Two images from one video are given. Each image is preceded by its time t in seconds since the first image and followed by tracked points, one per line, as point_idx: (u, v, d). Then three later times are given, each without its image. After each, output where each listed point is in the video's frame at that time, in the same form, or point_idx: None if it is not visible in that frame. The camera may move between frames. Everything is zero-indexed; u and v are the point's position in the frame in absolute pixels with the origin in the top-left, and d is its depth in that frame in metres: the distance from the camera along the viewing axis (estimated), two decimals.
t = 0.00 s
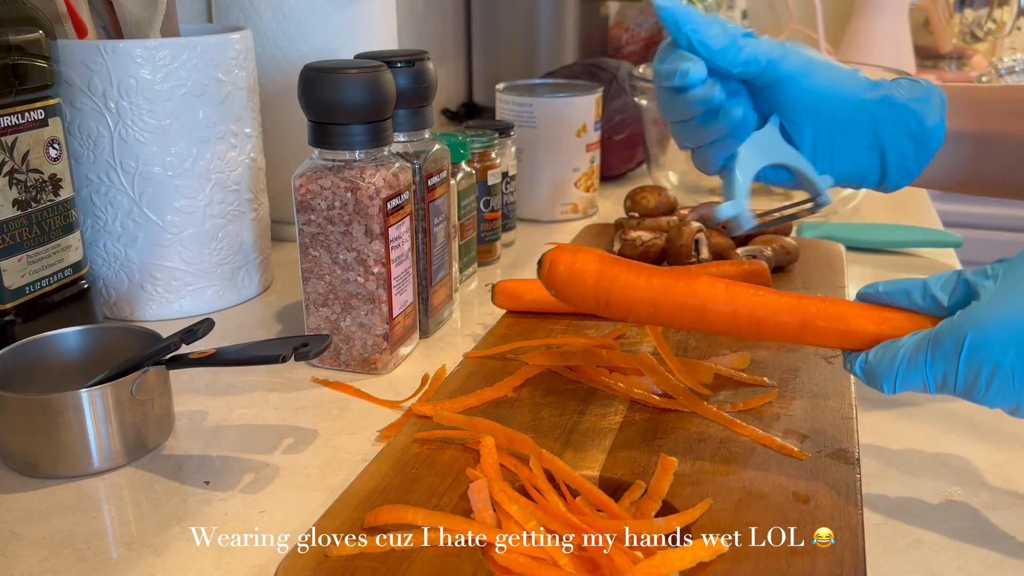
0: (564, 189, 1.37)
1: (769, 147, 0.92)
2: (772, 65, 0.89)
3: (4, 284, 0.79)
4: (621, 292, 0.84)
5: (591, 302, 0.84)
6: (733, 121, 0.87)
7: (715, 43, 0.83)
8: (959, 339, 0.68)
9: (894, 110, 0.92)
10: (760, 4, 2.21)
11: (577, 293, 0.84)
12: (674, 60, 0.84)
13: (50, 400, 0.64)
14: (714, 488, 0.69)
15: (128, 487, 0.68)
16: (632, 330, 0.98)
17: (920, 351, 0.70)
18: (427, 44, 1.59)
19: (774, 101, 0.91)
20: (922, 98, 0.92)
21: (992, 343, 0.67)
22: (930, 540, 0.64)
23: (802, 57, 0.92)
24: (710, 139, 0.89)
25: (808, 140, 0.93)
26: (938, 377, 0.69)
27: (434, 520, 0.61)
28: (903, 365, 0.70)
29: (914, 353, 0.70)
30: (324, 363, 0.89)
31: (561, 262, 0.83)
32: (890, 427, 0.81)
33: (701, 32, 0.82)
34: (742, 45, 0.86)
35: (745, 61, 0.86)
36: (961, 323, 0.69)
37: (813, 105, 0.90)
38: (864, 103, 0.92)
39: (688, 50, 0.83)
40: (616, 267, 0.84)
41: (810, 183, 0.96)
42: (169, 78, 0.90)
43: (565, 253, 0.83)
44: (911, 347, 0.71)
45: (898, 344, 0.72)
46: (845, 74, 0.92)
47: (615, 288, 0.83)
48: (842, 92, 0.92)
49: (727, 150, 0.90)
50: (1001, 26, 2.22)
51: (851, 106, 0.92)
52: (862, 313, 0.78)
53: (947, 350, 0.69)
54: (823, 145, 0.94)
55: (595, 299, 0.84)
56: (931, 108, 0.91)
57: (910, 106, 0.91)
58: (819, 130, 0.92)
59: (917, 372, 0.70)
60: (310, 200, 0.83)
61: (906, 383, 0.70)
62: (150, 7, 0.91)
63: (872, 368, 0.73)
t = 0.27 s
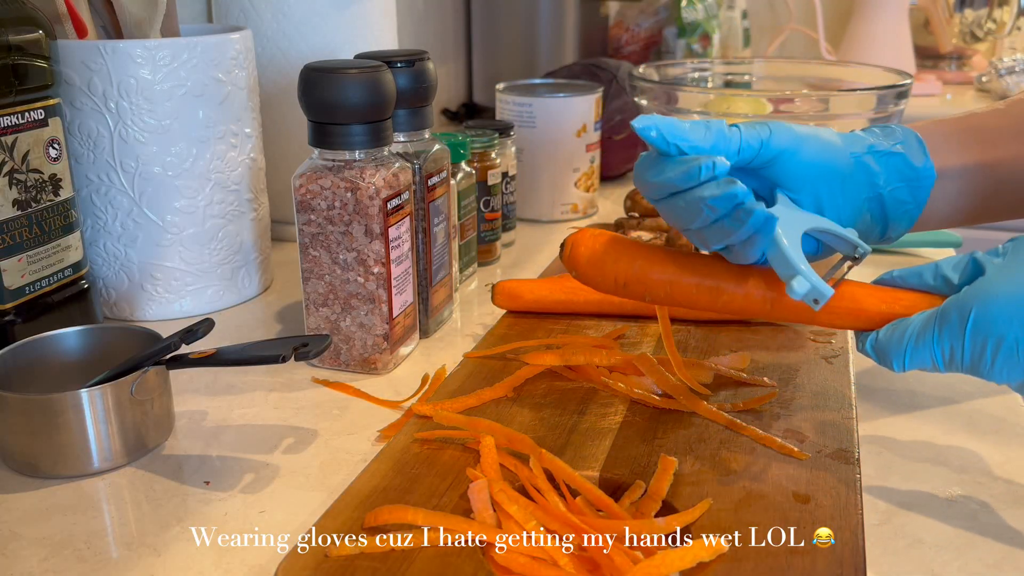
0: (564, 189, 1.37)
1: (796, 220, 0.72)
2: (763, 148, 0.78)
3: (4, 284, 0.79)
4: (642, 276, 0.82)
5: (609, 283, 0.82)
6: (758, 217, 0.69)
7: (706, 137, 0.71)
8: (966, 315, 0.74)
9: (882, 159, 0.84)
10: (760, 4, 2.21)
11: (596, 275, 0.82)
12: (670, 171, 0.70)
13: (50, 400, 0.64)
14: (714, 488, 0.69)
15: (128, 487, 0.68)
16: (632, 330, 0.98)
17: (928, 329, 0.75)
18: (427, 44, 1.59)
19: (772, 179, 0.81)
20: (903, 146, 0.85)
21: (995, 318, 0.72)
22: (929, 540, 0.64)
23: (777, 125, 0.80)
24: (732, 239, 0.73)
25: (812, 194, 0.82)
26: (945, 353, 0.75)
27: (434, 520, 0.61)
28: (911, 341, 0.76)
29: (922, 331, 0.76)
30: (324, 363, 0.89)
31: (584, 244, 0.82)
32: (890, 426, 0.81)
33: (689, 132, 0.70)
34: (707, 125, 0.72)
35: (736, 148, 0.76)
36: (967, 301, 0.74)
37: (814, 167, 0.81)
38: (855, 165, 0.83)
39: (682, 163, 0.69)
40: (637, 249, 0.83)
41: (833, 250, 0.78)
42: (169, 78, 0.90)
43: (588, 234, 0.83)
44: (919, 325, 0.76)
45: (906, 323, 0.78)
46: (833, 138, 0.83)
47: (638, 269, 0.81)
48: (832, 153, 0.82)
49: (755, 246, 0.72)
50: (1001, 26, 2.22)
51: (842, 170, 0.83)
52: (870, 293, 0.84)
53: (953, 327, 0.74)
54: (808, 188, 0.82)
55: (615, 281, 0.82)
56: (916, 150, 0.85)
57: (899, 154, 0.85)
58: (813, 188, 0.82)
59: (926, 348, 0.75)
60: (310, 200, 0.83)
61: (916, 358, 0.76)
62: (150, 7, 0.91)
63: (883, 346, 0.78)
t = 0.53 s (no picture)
0: (564, 189, 1.37)
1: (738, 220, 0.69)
2: (700, 162, 0.71)
3: (4, 284, 0.79)
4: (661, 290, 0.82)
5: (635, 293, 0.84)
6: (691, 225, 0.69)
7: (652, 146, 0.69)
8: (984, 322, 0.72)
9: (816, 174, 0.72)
10: (760, 4, 2.20)
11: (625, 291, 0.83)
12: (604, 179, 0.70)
13: (50, 400, 0.64)
14: (714, 488, 0.69)
15: (128, 486, 0.68)
16: (632, 330, 0.98)
17: (947, 335, 0.75)
18: (427, 44, 1.59)
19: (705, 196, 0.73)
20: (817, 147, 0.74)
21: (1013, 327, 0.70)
22: (930, 540, 0.64)
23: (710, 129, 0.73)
24: (664, 243, 0.73)
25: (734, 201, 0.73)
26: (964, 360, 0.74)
27: (434, 520, 0.61)
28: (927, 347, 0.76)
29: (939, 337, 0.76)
30: (324, 363, 0.89)
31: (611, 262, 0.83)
32: (890, 426, 0.81)
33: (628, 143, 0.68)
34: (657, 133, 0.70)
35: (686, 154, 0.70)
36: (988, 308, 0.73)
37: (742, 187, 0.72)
38: (784, 183, 0.72)
39: (620, 171, 0.69)
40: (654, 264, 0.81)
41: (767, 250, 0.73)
42: (169, 78, 0.90)
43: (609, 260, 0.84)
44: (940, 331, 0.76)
45: (928, 332, 0.78)
46: (767, 154, 0.73)
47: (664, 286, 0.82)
48: (762, 169, 0.72)
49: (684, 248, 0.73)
50: (1001, 26, 2.24)
51: (772, 187, 0.72)
52: (890, 304, 0.86)
53: (972, 334, 0.73)
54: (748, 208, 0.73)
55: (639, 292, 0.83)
56: (847, 165, 0.73)
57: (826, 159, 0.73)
58: (744, 205, 0.73)
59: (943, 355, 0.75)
60: (310, 200, 0.83)
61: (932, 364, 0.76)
62: (150, 7, 0.91)
63: (901, 352, 0.79)
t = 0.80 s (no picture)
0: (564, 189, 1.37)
1: (565, 227, 0.74)
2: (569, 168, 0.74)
3: (4, 284, 0.79)
4: (697, 313, 0.78)
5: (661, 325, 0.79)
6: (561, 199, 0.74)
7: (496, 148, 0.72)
8: None
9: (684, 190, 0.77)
10: (760, 4, 2.20)
11: (653, 312, 0.79)
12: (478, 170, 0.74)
13: (50, 400, 0.64)
14: (715, 489, 0.68)
15: (128, 487, 0.68)
16: (632, 330, 0.98)
17: (999, 373, 0.67)
18: (427, 44, 1.59)
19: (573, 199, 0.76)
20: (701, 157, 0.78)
21: None
22: (930, 540, 0.64)
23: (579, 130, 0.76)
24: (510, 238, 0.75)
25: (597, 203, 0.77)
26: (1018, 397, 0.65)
27: (434, 520, 0.61)
28: (991, 387, 0.67)
29: (998, 373, 0.67)
30: (324, 363, 0.89)
31: (640, 281, 0.79)
32: (890, 426, 0.81)
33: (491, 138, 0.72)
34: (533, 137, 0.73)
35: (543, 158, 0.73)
36: None
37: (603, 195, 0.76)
38: (650, 199, 0.77)
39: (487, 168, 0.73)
40: (693, 289, 0.79)
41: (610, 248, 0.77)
42: (169, 78, 0.90)
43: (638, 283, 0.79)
44: (989, 368, 0.68)
45: (977, 367, 0.69)
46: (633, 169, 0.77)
47: (693, 306, 0.78)
48: (629, 185, 0.76)
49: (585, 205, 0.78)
50: (1001, 26, 2.26)
51: (636, 202, 0.77)
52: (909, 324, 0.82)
53: None
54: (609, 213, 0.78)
55: (670, 319, 0.78)
56: (718, 181, 0.77)
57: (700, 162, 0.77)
58: (604, 209, 0.77)
59: (996, 393, 0.66)
60: (310, 200, 0.83)
61: (986, 406, 0.67)
62: (150, 7, 0.91)
63: (949, 391, 0.70)
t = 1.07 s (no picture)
0: (564, 189, 1.37)
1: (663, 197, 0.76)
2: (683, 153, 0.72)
3: (4, 284, 0.79)
4: (662, 296, 0.84)
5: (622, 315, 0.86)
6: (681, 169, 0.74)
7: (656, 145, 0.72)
8: (1016, 332, 0.66)
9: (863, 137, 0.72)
10: (760, 5, 2.21)
11: (616, 294, 0.86)
12: (602, 161, 0.75)
13: (50, 400, 0.64)
14: (715, 489, 0.69)
15: (128, 487, 0.68)
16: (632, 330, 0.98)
17: (977, 352, 0.67)
18: (428, 44, 1.59)
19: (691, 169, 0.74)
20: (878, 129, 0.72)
21: None
22: (929, 540, 0.65)
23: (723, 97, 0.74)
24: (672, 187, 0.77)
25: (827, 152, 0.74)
26: (997, 379, 0.66)
27: (434, 520, 0.61)
28: (970, 368, 0.67)
29: (976, 356, 0.67)
30: (324, 363, 0.89)
31: (603, 269, 0.87)
32: (889, 426, 0.81)
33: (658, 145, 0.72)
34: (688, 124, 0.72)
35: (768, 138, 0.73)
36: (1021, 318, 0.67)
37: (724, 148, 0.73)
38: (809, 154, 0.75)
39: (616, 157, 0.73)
40: (661, 279, 0.85)
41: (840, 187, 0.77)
42: (169, 78, 0.90)
43: (601, 273, 0.87)
44: (965, 355, 0.68)
45: (951, 353, 0.69)
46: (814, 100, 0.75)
47: (657, 290, 0.84)
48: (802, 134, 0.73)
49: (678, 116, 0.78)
50: (1001, 26, 2.27)
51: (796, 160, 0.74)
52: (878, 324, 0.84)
53: (1006, 348, 0.66)
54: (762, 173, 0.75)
55: (633, 300, 0.85)
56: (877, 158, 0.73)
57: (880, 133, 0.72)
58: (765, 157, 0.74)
59: (976, 375, 0.66)
60: (310, 200, 0.83)
61: (963, 389, 0.67)
62: (149, 7, 0.91)
63: (924, 377, 0.69)
